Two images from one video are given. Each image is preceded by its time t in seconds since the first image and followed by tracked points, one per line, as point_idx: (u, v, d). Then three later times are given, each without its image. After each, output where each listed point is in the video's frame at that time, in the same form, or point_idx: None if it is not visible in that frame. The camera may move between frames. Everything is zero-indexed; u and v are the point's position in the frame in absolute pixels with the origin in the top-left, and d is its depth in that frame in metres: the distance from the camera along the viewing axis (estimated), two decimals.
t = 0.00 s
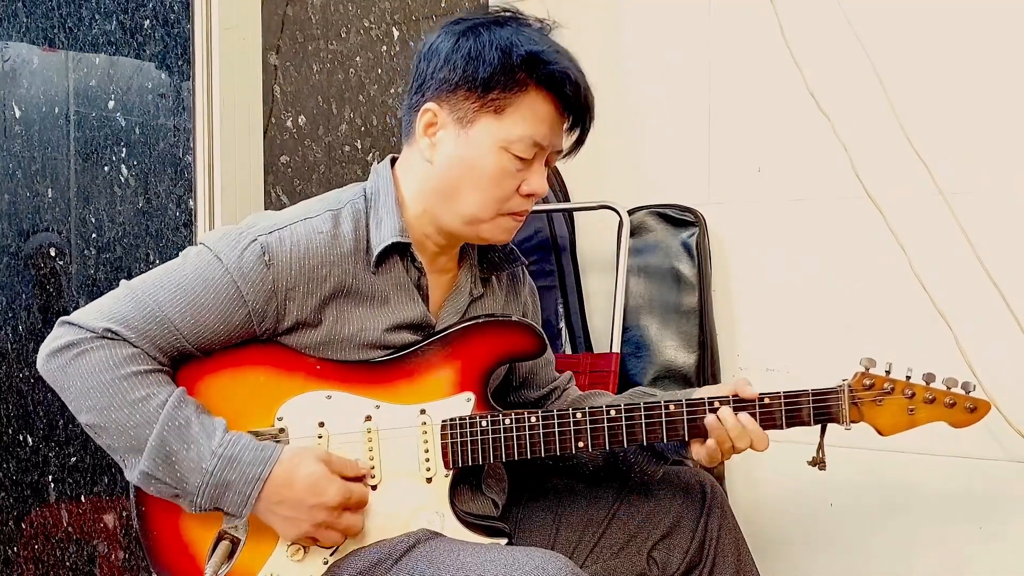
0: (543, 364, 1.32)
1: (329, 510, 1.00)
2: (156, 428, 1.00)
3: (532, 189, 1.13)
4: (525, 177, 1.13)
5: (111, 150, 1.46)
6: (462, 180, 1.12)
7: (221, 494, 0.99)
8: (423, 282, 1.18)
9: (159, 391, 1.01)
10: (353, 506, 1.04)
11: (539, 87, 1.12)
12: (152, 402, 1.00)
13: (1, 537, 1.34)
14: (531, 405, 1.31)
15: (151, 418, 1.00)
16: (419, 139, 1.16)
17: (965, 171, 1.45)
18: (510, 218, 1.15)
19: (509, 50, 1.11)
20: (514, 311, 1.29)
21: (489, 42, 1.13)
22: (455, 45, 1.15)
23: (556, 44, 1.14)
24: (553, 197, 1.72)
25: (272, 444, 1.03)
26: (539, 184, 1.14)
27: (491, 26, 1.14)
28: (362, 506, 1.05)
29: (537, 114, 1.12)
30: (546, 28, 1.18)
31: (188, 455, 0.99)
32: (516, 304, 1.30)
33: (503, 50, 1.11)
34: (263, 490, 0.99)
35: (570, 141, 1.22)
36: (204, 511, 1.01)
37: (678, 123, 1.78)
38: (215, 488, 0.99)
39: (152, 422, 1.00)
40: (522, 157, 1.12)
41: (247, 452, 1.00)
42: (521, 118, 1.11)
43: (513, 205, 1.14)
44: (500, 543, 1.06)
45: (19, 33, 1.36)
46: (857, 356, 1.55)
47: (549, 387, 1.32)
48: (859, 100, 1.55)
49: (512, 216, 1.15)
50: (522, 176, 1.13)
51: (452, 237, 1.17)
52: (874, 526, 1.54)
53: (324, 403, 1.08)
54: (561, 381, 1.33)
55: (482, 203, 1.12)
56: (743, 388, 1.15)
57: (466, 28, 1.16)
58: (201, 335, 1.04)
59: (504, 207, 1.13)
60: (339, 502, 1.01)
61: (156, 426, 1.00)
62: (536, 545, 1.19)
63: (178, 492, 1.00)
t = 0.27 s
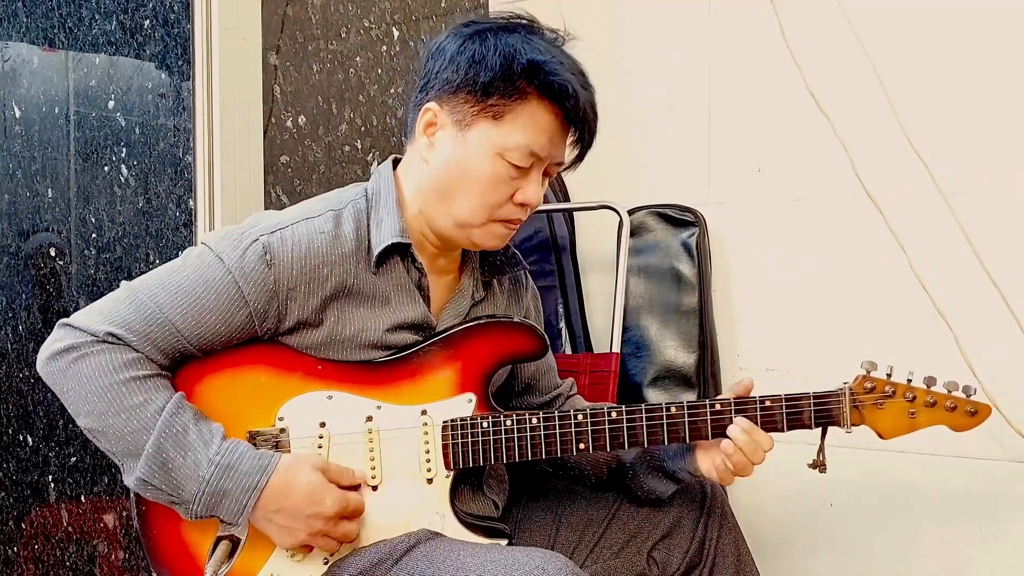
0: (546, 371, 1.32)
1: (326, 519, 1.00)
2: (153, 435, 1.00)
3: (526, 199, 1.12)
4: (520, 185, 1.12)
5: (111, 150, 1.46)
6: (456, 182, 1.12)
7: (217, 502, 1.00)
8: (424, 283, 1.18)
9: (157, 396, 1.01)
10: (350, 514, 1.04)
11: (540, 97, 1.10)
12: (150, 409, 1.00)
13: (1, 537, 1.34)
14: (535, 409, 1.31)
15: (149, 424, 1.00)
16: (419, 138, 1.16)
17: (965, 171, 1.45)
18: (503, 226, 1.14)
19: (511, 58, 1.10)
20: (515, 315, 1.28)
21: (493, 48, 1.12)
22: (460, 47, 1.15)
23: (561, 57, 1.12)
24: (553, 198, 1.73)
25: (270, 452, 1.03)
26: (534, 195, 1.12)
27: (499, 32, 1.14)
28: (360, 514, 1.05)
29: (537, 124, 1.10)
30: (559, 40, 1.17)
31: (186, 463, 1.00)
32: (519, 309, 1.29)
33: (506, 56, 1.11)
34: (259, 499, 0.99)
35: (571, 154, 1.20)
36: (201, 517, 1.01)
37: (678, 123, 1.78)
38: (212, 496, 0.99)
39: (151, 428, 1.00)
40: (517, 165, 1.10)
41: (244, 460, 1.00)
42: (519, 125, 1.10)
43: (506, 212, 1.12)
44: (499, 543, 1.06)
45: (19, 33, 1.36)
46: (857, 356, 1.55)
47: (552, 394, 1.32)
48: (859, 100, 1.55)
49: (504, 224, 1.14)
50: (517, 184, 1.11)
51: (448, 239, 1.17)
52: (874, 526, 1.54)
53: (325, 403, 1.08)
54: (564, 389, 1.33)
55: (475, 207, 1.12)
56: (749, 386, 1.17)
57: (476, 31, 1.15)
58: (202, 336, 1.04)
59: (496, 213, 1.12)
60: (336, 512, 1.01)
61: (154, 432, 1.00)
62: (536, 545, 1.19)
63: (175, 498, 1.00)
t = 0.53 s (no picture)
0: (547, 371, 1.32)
1: (329, 508, 1.00)
2: (155, 428, 1.00)
3: (530, 198, 1.11)
4: (523, 184, 1.11)
5: (111, 150, 1.45)
6: (459, 183, 1.12)
7: (218, 495, 0.99)
8: (425, 284, 1.18)
9: (160, 389, 1.01)
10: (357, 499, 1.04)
11: (541, 94, 1.10)
12: (152, 401, 1.00)
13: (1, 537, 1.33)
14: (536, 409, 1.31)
15: (152, 417, 1.00)
16: (421, 141, 1.17)
17: (964, 171, 1.45)
18: (508, 226, 1.13)
19: (510, 56, 1.11)
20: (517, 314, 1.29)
21: (492, 48, 1.13)
22: (459, 49, 1.15)
23: (560, 54, 1.13)
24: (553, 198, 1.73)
25: (270, 443, 1.03)
26: (538, 194, 1.11)
27: (499, 32, 1.14)
28: (368, 499, 1.05)
29: (538, 122, 1.10)
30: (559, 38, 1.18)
31: (187, 456, 0.99)
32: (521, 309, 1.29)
33: (505, 55, 1.11)
34: (259, 492, 0.99)
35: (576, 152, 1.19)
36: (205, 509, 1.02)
37: (678, 123, 1.77)
38: (213, 489, 0.99)
39: (154, 419, 1.00)
40: (520, 164, 1.10)
41: (243, 453, 1.00)
42: (519, 124, 1.09)
43: (510, 212, 1.12)
44: (499, 542, 1.06)
45: (19, 33, 1.35)
46: (857, 356, 1.55)
47: (553, 394, 1.32)
48: (859, 100, 1.55)
49: (510, 224, 1.13)
50: (521, 184, 1.11)
51: (453, 240, 1.17)
52: (874, 526, 1.54)
53: (323, 404, 1.08)
54: (565, 387, 1.33)
55: (479, 208, 1.11)
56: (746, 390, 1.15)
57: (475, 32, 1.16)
58: (202, 334, 1.03)
59: (501, 213, 1.12)
60: (339, 500, 1.00)
61: (156, 425, 1.00)
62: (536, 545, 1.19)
63: (178, 491, 1.01)
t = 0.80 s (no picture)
0: (547, 371, 1.31)
1: (328, 511, 1.00)
2: (154, 431, 1.00)
3: (531, 198, 1.11)
4: (524, 185, 1.11)
5: (111, 150, 1.45)
6: (459, 185, 1.12)
7: (218, 498, 0.99)
8: (425, 284, 1.18)
9: (159, 393, 1.01)
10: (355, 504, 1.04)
11: (540, 95, 1.10)
12: (151, 404, 1.00)
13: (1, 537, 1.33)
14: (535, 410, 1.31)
15: (151, 420, 1.00)
16: (421, 142, 1.16)
17: (964, 171, 1.45)
18: (508, 226, 1.13)
19: (509, 56, 1.11)
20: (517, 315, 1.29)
21: (491, 49, 1.13)
22: (458, 50, 1.15)
23: (560, 54, 1.13)
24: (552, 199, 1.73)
25: (269, 447, 1.03)
26: (539, 194, 1.12)
27: (498, 33, 1.14)
28: (365, 503, 1.05)
29: (538, 122, 1.10)
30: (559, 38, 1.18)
31: (186, 460, 0.99)
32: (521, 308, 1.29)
33: (504, 56, 1.11)
34: (259, 496, 0.99)
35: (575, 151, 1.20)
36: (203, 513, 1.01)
37: (678, 123, 1.77)
38: (213, 493, 0.99)
39: (152, 423, 1.00)
40: (521, 165, 1.10)
41: (244, 457, 1.00)
42: (520, 125, 1.10)
43: (510, 212, 1.12)
44: (499, 544, 1.06)
45: (19, 33, 1.35)
46: (857, 357, 1.55)
47: (552, 394, 1.32)
48: (859, 100, 1.55)
49: (511, 224, 1.13)
50: (521, 184, 1.11)
51: (454, 241, 1.17)
52: (873, 527, 1.54)
53: (325, 403, 1.08)
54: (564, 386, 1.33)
55: (480, 209, 1.11)
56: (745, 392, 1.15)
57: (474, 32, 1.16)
58: (203, 335, 1.04)
59: (502, 214, 1.12)
60: (338, 505, 1.01)
61: (155, 429, 1.00)
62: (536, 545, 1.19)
63: (177, 495, 1.01)
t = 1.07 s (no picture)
0: (544, 373, 1.32)
1: (328, 513, 1.00)
2: (154, 431, 0.99)
3: (532, 195, 1.12)
4: (525, 182, 1.11)
5: (111, 150, 1.45)
6: (460, 182, 1.12)
7: (219, 497, 0.99)
8: (425, 284, 1.18)
9: (159, 392, 1.01)
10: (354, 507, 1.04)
11: (538, 91, 1.10)
12: (152, 404, 1.00)
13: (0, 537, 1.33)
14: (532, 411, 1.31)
15: (151, 420, 1.00)
16: (420, 141, 1.16)
17: (964, 171, 1.45)
18: (509, 224, 1.14)
19: (506, 53, 1.10)
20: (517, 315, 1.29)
21: (488, 46, 1.12)
22: (455, 48, 1.15)
23: (557, 50, 1.12)
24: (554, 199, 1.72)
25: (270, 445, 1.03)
26: (539, 190, 1.12)
27: (495, 29, 1.14)
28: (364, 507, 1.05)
29: (537, 118, 1.10)
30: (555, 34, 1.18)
31: (186, 459, 0.99)
32: (520, 310, 1.30)
33: (502, 53, 1.11)
34: (260, 494, 0.99)
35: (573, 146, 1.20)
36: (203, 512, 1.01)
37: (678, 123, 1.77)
38: (214, 492, 0.99)
39: (152, 423, 1.00)
40: (521, 161, 1.10)
41: (245, 455, 1.00)
42: (519, 122, 1.10)
43: (511, 209, 1.12)
44: (499, 544, 1.06)
45: (19, 33, 1.35)
46: (857, 357, 1.55)
47: (550, 396, 1.32)
48: (859, 100, 1.55)
49: (512, 221, 1.14)
50: (521, 181, 1.11)
51: (454, 239, 1.17)
52: (873, 527, 1.54)
53: (325, 403, 1.08)
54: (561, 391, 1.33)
55: (480, 206, 1.12)
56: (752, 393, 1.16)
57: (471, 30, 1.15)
58: (204, 336, 1.03)
59: (503, 211, 1.12)
60: (338, 506, 1.01)
61: (155, 428, 0.99)
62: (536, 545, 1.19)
63: (177, 494, 1.00)
